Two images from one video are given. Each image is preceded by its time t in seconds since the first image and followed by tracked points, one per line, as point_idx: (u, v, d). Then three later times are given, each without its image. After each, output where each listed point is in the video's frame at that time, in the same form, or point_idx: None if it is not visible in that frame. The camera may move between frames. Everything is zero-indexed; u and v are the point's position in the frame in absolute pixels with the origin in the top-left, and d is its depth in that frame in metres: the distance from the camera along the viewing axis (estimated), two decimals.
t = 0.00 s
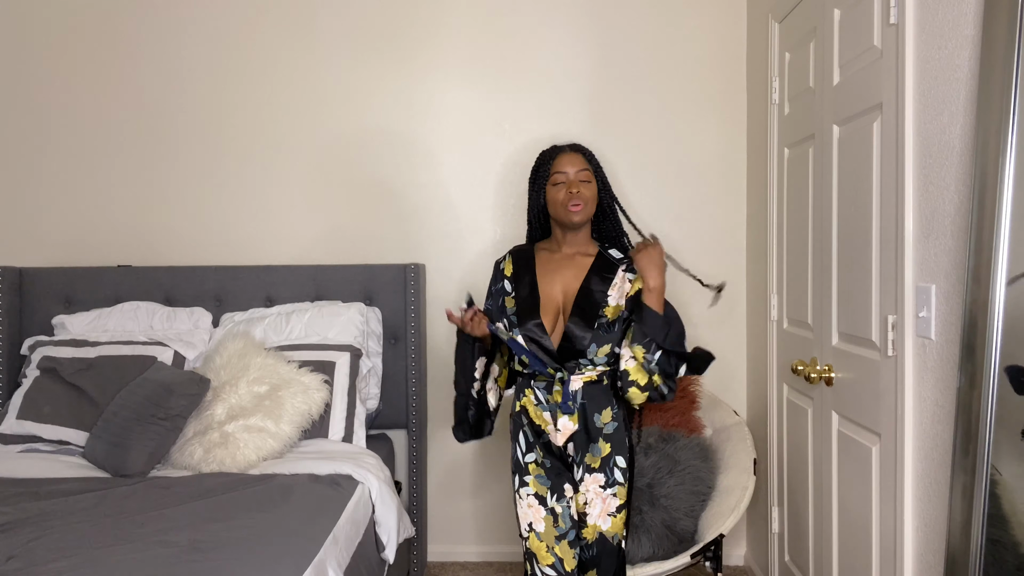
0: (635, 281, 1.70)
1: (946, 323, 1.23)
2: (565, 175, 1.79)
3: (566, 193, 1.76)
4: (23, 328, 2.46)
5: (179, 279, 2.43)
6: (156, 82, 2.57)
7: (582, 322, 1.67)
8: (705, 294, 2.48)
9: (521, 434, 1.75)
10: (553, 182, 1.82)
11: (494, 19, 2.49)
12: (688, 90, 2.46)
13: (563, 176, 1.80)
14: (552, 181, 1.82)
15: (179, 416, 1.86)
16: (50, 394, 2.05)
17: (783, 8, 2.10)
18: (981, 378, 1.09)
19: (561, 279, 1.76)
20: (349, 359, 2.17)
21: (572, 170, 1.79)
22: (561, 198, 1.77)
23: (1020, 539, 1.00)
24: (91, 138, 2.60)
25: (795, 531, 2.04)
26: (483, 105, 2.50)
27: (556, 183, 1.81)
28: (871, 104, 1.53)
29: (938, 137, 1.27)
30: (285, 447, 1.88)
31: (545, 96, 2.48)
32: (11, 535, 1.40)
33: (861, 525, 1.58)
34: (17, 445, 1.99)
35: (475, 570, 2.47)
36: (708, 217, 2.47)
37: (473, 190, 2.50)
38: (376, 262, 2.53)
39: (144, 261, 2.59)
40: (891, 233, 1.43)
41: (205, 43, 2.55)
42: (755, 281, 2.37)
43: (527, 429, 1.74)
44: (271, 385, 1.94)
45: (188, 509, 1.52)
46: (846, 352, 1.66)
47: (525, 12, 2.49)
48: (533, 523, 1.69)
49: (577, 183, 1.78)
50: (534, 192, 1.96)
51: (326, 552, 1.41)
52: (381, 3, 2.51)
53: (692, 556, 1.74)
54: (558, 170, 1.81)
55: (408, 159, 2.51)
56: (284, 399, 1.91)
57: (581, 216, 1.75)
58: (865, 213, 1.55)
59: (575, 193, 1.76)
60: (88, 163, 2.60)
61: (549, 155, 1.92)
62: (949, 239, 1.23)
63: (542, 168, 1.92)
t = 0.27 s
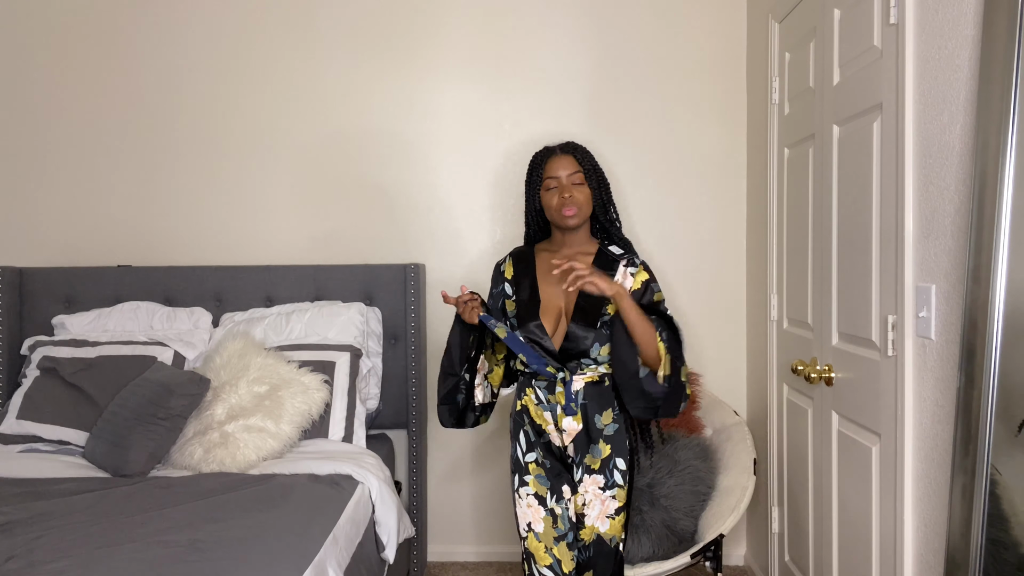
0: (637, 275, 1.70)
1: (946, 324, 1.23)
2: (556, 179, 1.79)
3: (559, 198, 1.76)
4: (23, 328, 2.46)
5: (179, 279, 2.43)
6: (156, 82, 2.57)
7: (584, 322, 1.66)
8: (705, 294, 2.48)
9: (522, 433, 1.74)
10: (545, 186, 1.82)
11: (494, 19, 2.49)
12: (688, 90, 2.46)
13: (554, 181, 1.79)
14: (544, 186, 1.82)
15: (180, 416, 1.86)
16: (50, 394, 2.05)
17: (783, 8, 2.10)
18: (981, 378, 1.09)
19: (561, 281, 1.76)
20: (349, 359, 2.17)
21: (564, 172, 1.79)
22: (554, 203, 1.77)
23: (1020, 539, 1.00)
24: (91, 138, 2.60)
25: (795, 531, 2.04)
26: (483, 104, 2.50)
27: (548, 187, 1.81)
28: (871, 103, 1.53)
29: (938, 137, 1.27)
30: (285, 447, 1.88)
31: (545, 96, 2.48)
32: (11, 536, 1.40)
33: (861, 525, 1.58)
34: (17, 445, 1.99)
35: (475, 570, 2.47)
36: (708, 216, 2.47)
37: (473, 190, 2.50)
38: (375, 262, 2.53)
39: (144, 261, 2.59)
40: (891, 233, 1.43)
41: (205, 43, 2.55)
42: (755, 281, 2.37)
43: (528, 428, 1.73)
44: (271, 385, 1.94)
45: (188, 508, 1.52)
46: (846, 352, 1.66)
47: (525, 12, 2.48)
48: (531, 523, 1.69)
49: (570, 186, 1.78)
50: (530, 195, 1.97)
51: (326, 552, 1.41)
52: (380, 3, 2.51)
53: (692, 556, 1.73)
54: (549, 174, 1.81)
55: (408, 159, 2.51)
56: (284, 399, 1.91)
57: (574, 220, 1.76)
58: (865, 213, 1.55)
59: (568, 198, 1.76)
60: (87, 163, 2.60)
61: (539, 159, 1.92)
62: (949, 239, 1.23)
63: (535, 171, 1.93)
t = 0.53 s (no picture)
0: (636, 275, 1.73)
1: (946, 324, 1.23)
2: (555, 178, 1.80)
3: (557, 197, 1.77)
4: (22, 328, 2.46)
5: (179, 279, 2.43)
6: (156, 82, 2.57)
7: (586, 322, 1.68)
8: (705, 294, 2.48)
9: (525, 435, 1.73)
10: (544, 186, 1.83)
11: (494, 20, 2.49)
12: (688, 90, 2.46)
13: (553, 180, 1.81)
14: (543, 185, 1.83)
15: (180, 416, 1.86)
16: (50, 394, 2.05)
17: (783, 8, 2.10)
18: (981, 378, 1.09)
19: (561, 280, 1.76)
20: (349, 359, 2.17)
21: (562, 171, 1.80)
22: (552, 202, 1.78)
23: (1020, 539, 1.00)
24: (90, 138, 2.60)
25: (795, 531, 2.04)
26: (483, 104, 2.50)
27: (547, 187, 1.82)
28: (870, 103, 1.53)
29: (938, 137, 1.27)
30: (285, 447, 1.88)
31: (546, 96, 2.48)
32: (11, 536, 1.40)
33: (861, 524, 1.58)
34: (17, 445, 1.99)
35: (475, 570, 2.47)
36: (708, 216, 2.47)
37: (473, 190, 2.50)
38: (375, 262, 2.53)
39: (144, 261, 2.59)
40: (891, 233, 1.43)
41: (205, 43, 2.55)
42: (755, 281, 2.37)
43: (530, 429, 1.72)
44: (271, 385, 1.94)
45: (188, 508, 1.52)
46: (846, 351, 1.66)
47: (525, 12, 2.49)
48: (532, 526, 1.68)
49: (567, 185, 1.79)
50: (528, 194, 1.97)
51: (327, 552, 1.41)
52: (380, 3, 2.51)
53: (692, 556, 1.74)
54: (547, 173, 1.82)
55: (408, 159, 2.52)
56: (284, 398, 1.91)
57: (572, 219, 1.76)
58: (865, 213, 1.55)
59: (564, 197, 1.77)
60: (87, 163, 2.60)
61: (537, 158, 1.92)
62: (949, 239, 1.23)
63: (534, 173, 1.93)
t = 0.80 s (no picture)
0: (637, 272, 1.74)
1: (946, 324, 1.23)
2: (555, 178, 1.80)
3: (558, 197, 1.77)
4: (22, 328, 2.46)
5: (179, 279, 2.43)
6: (156, 82, 2.57)
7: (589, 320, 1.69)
8: (705, 294, 2.48)
9: (526, 436, 1.73)
10: (544, 186, 1.83)
11: (494, 20, 2.49)
12: (688, 90, 2.46)
13: (553, 180, 1.81)
14: (543, 185, 1.83)
15: (180, 416, 1.86)
16: (50, 394, 2.05)
17: (783, 8, 2.10)
18: (981, 378, 1.09)
19: (563, 279, 1.76)
20: (349, 359, 2.17)
21: (563, 171, 1.80)
22: (552, 202, 1.78)
23: (1020, 539, 1.00)
24: (90, 138, 2.60)
25: (795, 531, 2.04)
26: (483, 104, 2.50)
27: (547, 186, 1.82)
28: (871, 104, 1.53)
29: (938, 137, 1.27)
30: (285, 447, 1.88)
31: (546, 96, 2.48)
32: (11, 535, 1.40)
33: (861, 524, 1.58)
34: (17, 445, 1.99)
35: (475, 570, 2.47)
36: (708, 216, 2.47)
37: (473, 190, 2.50)
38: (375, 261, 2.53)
39: (144, 261, 2.59)
40: (891, 233, 1.43)
41: (205, 42, 2.55)
42: (755, 281, 2.37)
43: (532, 430, 1.72)
44: (271, 385, 1.94)
45: (188, 508, 1.52)
46: (846, 351, 1.66)
47: (525, 12, 2.49)
48: (533, 528, 1.68)
49: (568, 185, 1.80)
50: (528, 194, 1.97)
51: (326, 552, 1.42)
52: (380, 3, 2.51)
53: (692, 556, 1.74)
54: (548, 173, 1.82)
55: (408, 159, 2.52)
56: (284, 398, 1.91)
57: (573, 219, 1.76)
58: (865, 213, 1.55)
59: (565, 197, 1.77)
60: (87, 163, 2.60)
61: (537, 158, 1.92)
62: (949, 239, 1.23)
63: (535, 172, 1.93)
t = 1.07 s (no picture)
0: (636, 270, 1.75)
1: (946, 324, 1.23)
2: (557, 177, 1.80)
3: (560, 197, 1.77)
4: (22, 328, 2.46)
5: (179, 279, 2.43)
6: (156, 82, 2.56)
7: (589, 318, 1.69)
8: (705, 294, 2.48)
9: (525, 436, 1.72)
10: (545, 184, 1.82)
11: (494, 20, 2.49)
12: (688, 90, 2.46)
13: (555, 179, 1.80)
14: (544, 184, 1.82)
15: (179, 416, 1.86)
16: (50, 394, 2.05)
17: (783, 8, 2.10)
18: (981, 378, 1.09)
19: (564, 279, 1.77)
20: (349, 359, 2.17)
21: (565, 171, 1.80)
22: (554, 202, 1.78)
23: (1020, 539, 1.00)
24: (90, 138, 2.60)
25: (795, 532, 2.04)
26: (483, 104, 2.50)
27: (549, 185, 1.81)
28: (871, 104, 1.53)
29: (937, 137, 1.27)
30: (285, 447, 1.88)
31: (546, 96, 2.48)
32: (11, 536, 1.40)
33: (861, 524, 1.58)
34: (17, 445, 1.99)
35: (475, 570, 2.47)
36: (708, 216, 2.47)
37: (473, 190, 2.50)
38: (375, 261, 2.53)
39: (144, 261, 2.59)
40: (891, 233, 1.43)
41: (205, 42, 2.55)
42: (755, 281, 2.37)
43: (531, 430, 1.71)
44: (271, 385, 1.94)
45: (188, 509, 1.52)
46: (846, 351, 1.66)
47: (525, 12, 2.49)
48: (532, 528, 1.67)
49: (570, 185, 1.79)
50: (528, 192, 1.97)
51: (326, 552, 1.42)
52: (380, 3, 2.51)
53: (692, 556, 1.74)
54: (550, 172, 1.81)
55: (408, 159, 2.51)
56: (284, 398, 1.91)
57: (575, 220, 1.76)
58: (865, 213, 1.55)
59: (567, 197, 1.77)
60: (87, 163, 2.60)
61: (539, 157, 1.92)
62: (949, 239, 1.23)
63: (536, 171, 1.92)
